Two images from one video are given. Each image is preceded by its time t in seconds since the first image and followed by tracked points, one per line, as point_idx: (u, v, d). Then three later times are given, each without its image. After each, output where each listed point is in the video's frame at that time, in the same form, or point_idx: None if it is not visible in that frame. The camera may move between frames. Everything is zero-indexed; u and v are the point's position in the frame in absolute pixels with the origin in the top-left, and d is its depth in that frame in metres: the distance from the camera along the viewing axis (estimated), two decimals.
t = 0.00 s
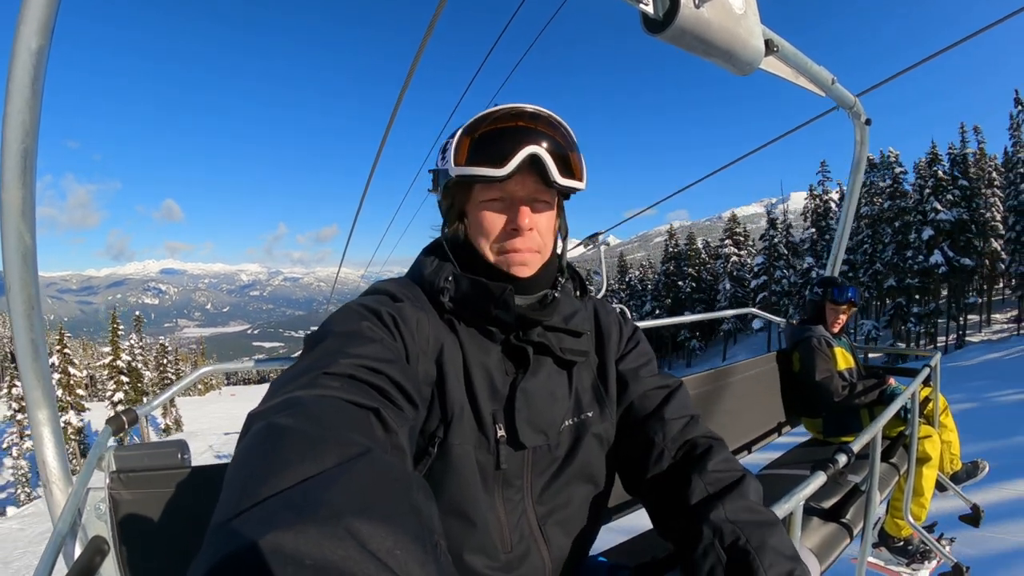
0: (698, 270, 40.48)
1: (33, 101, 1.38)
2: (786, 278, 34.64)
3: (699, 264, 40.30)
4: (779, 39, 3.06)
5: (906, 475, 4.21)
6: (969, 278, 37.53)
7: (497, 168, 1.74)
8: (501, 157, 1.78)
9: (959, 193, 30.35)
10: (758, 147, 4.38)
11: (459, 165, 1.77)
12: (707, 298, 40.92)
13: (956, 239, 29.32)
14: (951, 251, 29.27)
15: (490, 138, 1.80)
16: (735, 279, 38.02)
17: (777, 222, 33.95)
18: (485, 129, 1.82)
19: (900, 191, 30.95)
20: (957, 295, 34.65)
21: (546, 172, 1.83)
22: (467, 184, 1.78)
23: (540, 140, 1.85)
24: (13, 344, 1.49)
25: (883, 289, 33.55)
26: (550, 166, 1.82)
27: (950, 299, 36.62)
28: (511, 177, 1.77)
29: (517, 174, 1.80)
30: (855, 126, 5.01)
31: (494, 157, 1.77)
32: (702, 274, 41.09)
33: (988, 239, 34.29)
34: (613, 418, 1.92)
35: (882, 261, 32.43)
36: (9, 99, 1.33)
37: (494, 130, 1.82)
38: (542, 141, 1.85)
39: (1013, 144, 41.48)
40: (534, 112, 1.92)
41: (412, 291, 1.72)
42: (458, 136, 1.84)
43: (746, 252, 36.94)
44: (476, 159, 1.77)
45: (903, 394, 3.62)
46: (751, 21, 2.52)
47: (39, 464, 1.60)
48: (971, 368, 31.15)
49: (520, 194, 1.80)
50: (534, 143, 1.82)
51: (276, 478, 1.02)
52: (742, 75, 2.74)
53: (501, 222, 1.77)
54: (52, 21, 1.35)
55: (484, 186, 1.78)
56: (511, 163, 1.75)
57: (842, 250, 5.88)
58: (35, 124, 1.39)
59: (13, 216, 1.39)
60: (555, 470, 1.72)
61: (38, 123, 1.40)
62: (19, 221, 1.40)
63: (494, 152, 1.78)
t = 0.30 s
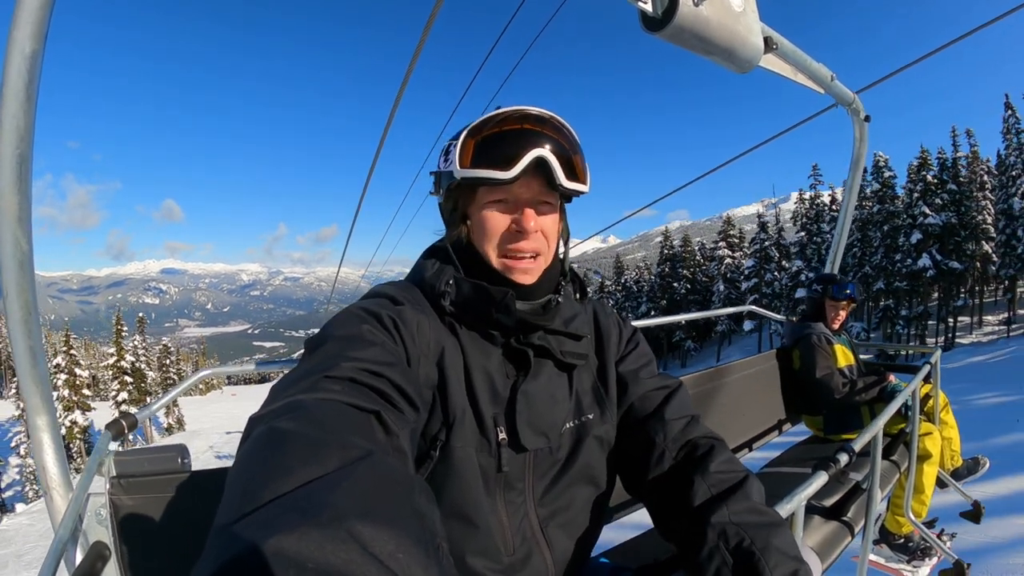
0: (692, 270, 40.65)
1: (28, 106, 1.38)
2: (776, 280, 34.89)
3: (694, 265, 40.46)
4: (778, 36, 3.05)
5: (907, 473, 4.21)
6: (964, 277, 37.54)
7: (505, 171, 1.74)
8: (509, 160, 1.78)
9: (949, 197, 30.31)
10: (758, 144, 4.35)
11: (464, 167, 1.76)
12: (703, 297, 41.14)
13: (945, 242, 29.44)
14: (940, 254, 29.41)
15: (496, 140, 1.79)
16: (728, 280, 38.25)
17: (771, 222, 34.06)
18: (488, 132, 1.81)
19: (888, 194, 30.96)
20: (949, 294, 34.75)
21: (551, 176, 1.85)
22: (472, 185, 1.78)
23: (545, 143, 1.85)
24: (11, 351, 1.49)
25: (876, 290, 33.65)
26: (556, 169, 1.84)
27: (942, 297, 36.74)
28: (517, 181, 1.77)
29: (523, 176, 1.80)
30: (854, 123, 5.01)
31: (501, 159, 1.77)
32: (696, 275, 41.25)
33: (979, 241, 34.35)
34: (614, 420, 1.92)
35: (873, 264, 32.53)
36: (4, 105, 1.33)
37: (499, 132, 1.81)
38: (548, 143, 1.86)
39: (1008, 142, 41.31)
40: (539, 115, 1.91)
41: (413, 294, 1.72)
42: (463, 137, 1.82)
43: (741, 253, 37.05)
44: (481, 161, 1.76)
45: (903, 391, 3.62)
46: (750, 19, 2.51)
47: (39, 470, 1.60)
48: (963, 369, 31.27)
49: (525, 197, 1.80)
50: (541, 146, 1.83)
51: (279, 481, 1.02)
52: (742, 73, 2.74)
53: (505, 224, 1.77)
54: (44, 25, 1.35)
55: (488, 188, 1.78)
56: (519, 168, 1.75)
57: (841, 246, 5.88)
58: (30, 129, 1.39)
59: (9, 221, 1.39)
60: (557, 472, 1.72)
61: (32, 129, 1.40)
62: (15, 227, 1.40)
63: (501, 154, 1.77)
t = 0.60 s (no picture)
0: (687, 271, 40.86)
1: (29, 106, 1.39)
2: (765, 284, 35.26)
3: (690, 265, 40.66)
4: (779, 33, 3.05)
5: (907, 468, 4.21)
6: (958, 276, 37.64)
7: (469, 169, 1.76)
8: (475, 157, 1.78)
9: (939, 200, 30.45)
10: (758, 142, 4.35)
11: (438, 170, 1.81)
12: (697, 297, 41.43)
13: (934, 245, 29.64)
14: (928, 257, 29.63)
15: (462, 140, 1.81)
16: (721, 280, 38.55)
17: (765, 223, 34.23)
18: (459, 132, 1.83)
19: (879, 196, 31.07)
20: (940, 295, 34.95)
21: (520, 168, 1.79)
22: (447, 186, 1.83)
23: (515, 136, 1.81)
24: (14, 351, 1.50)
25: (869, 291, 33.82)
26: (519, 162, 1.79)
27: (934, 296, 36.92)
28: (484, 176, 1.77)
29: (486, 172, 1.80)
30: (855, 120, 5.01)
31: (463, 159, 1.79)
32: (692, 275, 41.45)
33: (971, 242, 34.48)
34: (615, 416, 1.92)
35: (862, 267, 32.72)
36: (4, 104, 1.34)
37: (469, 130, 1.82)
38: (515, 136, 1.81)
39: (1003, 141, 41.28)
40: (512, 109, 1.89)
41: (415, 292, 1.72)
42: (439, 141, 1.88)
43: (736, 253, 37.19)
44: (453, 162, 1.80)
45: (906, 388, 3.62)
46: (751, 16, 2.51)
47: (43, 469, 1.61)
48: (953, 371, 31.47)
49: (500, 193, 1.79)
50: (508, 140, 1.80)
51: (287, 479, 1.03)
52: (742, 70, 2.73)
53: (480, 222, 1.79)
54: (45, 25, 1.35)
55: (464, 187, 1.81)
56: (481, 163, 1.75)
57: (842, 243, 5.88)
58: (31, 129, 1.39)
59: (11, 221, 1.40)
60: (560, 468, 1.73)
61: (33, 129, 1.40)
62: (17, 226, 1.40)
63: (468, 153, 1.79)
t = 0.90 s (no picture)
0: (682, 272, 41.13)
1: (27, 106, 1.39)
2: (757, 284, 35.63)
3: (684, 266, 40.94)
4: (780, 30, 3.06)
5: (907, 466, 4.23)
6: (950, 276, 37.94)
7: (466, 167, 1.76)
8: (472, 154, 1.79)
9: (928, 203, 30.71)
10: (758, 139, 4.36)
11: (436, 169, 1.82)
12: (692, 296, 41.77)
13: (921, 248, 30.00)
14: (916, 259, 30.00)
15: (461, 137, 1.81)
16: (714, 281, 38.98)
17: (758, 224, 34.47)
18: (457, 130, 1.84)
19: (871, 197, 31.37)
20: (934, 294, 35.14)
21: (516, 166, 1.80)
22: (447, 183, 1.84)
23: (511, 135, 1.81)
24: (14, 351, 1.50)
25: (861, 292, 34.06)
26: (515, 160, 1.79)
27: (928, 296, 37.14)
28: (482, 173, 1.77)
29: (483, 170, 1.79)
30: (855, 117, 5.01)
31: (460, 156, 1.79)
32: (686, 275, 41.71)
33: (961, 244, 34.76)
34: (616, 414, 1.93)
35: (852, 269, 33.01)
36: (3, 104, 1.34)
37: (467, 129, 1.83)
38: (513, 134, 1.81)
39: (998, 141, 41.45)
40: (509, 107, 1.89)
41: (418, 290, 1.73)
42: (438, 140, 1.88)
43: (730, 254, 37.41)
44: (450, 160, 1.80)
45: (905, 385, 3.63)
46: (751, 13, 2.52)
47: (43, 470, 1.61)
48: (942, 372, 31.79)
49: (499, 191, 1.79)
50: (505, 138, 1.80)
51: (291, 475, 1.04)
52: (743, 67, 2.74)
53: (479, 220, 1.79)
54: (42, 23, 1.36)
55: (463, 185, 1.81)
56: (478, 161, 1.76)
57: (841, 240, 5.89)
58: (28, 129, 1.39)
59: (10, 221, 1.40)
60: (561, 466, 1.74)
61: (30, 128, 1.40)
62: (16, 226, 1.41)
63: (465, 150, 1.80)
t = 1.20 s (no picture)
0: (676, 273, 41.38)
1: (29, 101, 1.39)
2: (749, 287, 35.85)
3: (679, 267, 41.21)
4: (782, 30, 3.06)
5: (906, 466, 4.24)
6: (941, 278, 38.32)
7: (462, 154, 1.79)
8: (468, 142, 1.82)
9: (918, 206, 30.86)
10: (759, 139, 4.37)
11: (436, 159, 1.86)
12: (686, 297, 42.17)
13: (910, 251, 30.19)
14: (904, 262, 30.20)
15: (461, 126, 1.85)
16: (707, 282, 39.47)
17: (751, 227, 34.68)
18: (458, 121, 1.87)
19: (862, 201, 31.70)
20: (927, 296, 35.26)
21: (512, 154, 1.80)
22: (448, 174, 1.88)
23: (508, 125, 1.82)
24: (15, 346, 1.50)
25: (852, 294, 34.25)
26: (510, 145, 1.79)
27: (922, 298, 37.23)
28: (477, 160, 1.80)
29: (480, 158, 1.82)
30: (856, 117, 5.02)
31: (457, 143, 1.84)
32: (681, 276, 41.96)
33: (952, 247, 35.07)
34: (618, 410, 1.94)
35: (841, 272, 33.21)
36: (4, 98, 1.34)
37: (466, 119, 1.86)
38: (509, 123, 1.82)
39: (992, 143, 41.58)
40: (510, 99, 1.90)
41: (421, 286, 1.74)
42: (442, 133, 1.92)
43: (723, 256, 37.64)
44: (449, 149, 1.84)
45: (905, 385, 3.63)
46: (755, 12, 2.52)
47: (44, 466, 1.62)
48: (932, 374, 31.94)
49: (497, 180, 1.81)
50: (501, 127, 1.81)
51: (293, 471, 1.04)
52: (746, 66, 2.74)
53: (476, 208, 1.81)
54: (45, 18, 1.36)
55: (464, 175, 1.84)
56: (473, 148, 1.78)
57: (841, 241, 5.90)
58: (30, 124, 1.39)
59: (11, 215, 1.40)
60: (563, 463, 1.74)
61: (32, 124, 1.40)
62: (17, 221, 1.41)
63: (462, 139, 1.83)
